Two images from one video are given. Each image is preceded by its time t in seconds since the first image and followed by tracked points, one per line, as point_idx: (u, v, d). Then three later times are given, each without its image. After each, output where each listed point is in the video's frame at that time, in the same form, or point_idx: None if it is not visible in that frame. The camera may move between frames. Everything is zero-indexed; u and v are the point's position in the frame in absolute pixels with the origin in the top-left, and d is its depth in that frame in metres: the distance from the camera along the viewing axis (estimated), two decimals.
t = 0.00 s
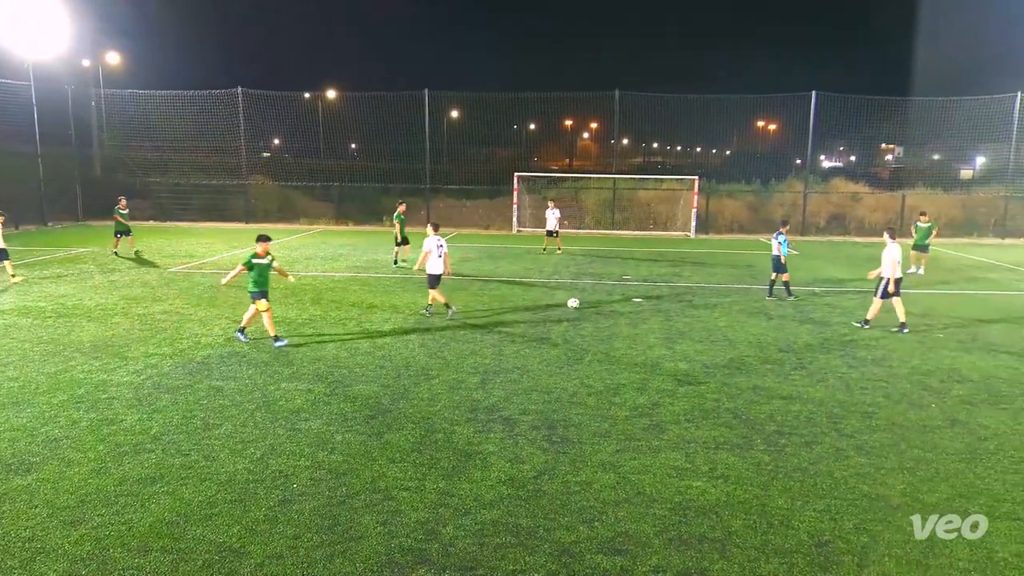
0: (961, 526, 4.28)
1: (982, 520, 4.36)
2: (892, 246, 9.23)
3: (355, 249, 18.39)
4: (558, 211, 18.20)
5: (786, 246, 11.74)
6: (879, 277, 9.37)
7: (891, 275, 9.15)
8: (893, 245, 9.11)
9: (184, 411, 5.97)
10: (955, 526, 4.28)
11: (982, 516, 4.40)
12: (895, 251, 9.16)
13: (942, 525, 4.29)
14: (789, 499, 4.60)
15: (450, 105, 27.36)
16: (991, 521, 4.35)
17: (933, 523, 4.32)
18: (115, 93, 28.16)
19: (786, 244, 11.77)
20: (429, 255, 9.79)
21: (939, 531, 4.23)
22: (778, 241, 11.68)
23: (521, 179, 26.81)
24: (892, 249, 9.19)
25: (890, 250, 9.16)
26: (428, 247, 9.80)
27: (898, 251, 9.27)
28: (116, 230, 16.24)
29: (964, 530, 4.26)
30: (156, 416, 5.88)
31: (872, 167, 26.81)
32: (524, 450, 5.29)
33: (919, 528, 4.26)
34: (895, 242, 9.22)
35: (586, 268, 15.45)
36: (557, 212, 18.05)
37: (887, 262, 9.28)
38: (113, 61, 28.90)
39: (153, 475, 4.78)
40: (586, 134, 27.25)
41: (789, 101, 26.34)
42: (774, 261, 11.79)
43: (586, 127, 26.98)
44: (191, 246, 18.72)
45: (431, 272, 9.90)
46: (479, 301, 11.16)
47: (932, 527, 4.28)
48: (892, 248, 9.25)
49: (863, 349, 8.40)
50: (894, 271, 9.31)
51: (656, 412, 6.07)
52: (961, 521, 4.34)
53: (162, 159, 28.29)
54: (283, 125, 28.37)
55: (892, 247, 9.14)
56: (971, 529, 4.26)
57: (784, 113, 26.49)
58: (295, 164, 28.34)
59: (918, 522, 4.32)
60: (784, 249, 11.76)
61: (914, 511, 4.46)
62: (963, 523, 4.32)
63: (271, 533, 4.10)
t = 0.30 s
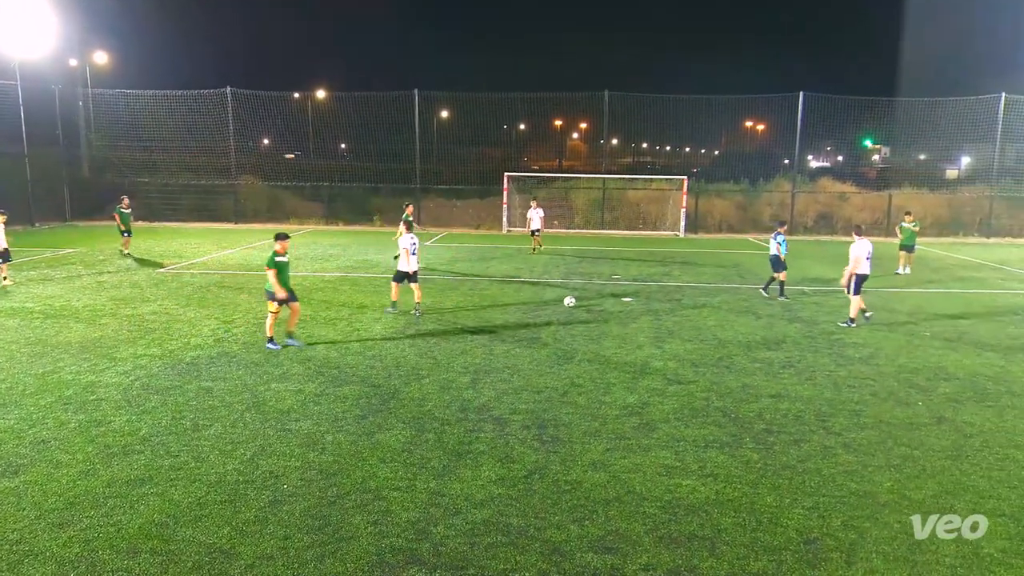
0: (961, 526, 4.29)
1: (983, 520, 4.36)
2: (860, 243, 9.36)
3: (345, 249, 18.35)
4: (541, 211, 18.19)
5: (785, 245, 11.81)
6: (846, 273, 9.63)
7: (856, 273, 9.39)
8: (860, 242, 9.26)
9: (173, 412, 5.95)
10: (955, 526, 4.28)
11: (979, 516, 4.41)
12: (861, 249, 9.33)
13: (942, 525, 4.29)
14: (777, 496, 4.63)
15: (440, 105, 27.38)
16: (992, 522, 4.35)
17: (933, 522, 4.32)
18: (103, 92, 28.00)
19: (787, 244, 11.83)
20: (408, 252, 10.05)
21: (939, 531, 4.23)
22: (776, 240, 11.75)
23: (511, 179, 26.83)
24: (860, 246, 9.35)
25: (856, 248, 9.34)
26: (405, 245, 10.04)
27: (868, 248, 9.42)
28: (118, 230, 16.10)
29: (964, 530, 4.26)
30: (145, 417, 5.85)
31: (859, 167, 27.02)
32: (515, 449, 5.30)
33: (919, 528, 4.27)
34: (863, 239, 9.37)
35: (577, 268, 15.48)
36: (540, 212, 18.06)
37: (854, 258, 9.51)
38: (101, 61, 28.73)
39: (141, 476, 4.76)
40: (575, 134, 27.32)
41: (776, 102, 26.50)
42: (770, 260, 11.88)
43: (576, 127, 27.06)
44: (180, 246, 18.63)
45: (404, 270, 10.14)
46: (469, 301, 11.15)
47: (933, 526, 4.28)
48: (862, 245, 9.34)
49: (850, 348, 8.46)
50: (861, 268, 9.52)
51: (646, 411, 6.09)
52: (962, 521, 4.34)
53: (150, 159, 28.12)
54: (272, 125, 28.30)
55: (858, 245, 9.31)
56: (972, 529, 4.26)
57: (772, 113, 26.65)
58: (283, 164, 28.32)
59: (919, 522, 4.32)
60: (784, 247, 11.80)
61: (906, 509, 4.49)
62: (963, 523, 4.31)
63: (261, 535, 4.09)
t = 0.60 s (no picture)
0: (961, 526, 4.29)
1: (982, 520, 4.37)
2: (833, 242, 9.63)
3: (337, 250, 18.31)
4: (531, 212, 18.21)
5: (778, 247, 11.85)
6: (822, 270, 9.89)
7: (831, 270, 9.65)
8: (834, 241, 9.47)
9: (165, 413, 5.92)
10: (954, 526, 4.28)
11: (977, 515, 4.41)
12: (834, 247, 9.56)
13: (941, 525, 4.29)
14: (771, 495, 4.65)
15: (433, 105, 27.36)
16: (989, 521, 4.35)
17: (932, 523, 4.32)
18: (93, 91, 27.86)
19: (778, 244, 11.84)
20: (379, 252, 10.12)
21: (938, 531, 4.24)
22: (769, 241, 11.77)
23: (505, 179, 26.83)
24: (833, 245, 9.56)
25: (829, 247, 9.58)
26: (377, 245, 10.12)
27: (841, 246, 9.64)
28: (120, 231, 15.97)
29: (963, 530, 4.26)
30: (137, 419, 5.83)
31: (850, 167, 27.40)
32: (509, 449, 5.30)
33: (918, 528, 4.27)
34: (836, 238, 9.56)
35: (569, 268, 15.50)
36: (530, 212, 18.04)
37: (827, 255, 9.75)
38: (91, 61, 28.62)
39: (133, 478, 4.74)
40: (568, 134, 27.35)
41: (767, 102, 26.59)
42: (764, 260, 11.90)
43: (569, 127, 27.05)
44: (171, 247, 18.55)
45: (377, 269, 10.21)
46: (461, 301, 11.15)
47: (931, 526, 4.28)
48: (835, 244, 9.61)
49: (842, 347, 8.49)
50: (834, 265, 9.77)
51: (639, 411, 6.10)
52: (960, 521, 4.34)
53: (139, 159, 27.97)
54: (264, 125, 28.34)
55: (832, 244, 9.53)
56: (971, 529, 4.26)
57: (764, 113, 26.76)
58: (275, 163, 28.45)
59: (917, 522, 4.32)
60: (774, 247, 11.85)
61: (900, 507, 4.51)
62: (962, 523, 4.32)
63: (255, 536, 4.07)
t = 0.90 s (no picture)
0: (961, 526, 4.29)
1: (981, 520, 4.37)
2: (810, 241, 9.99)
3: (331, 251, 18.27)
4: (521, 212, 18.21)
5: (761, 245, 11.90)
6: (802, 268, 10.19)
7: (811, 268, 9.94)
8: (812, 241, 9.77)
9: (157, 415, 5.88)
10: (954, 526, 4.28)
11: (977, 516, 4.41)
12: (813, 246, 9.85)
13: (941, 525, 4.29)
14: (766, 496, 4.64)
15: (427, 105, 27.36)
16: (989, 521, 4.35)
17: (932, 522, 4.33)
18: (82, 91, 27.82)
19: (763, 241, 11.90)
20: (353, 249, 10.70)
21: (938, 531, 4.24)
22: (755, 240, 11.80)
23: (499, 179, 26.80)
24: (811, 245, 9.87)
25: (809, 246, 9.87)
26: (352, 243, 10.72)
27: (820, 245, 9.97)
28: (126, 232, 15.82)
29: (963, 530, 4.26)
30: (128, 421, 5.78)
31: (846, 167, 27.23)
32: (503, 451, 5.28)
33: (917, 528, 4.27)
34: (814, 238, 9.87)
35: (563, 269, 15.50)
36: (520, 212, 18.03)
37: (808, 255, 10.05)
38: (82, 60, 28.57)
39: (124, 481, 4.70)
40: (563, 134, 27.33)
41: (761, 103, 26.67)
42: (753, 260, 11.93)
43: (563, 126, 27.07)
44: (163, 247, 18.48)
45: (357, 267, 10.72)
46: (456, 302, 11.12)
47: (931, 527, 4.28)
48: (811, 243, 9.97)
49: (838, 347, 8.49)
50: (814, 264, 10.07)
51: (635, 412, 6.09)
52: (960, 521, 4.34)
53: (129, 158, 27.84)
54: (256, 125, 28.26)
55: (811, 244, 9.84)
56: (971, 530, 4.26)
57: (758, 113, 26.82)
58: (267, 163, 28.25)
59: (917, 522, 4.32)
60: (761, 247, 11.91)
61: (897, 508, 4.50)
62: (962, 524, 4.32)
63: (247, 539, 4.04)
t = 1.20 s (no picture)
0: (961, 526, 4.28)
1: (982, 520, 4.36)
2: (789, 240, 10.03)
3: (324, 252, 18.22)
4: (511, 212, 18.19)
5: (745, 245, 11.94)
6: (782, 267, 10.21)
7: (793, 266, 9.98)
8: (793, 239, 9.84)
9: (148, 418, 5.82)
10: (955, 526, 4.27)
11: (978, 516, 4.40)
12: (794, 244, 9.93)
13: (942, 526, 4.28)
14: (762, 498, 4.62)
15: (421, 104, 27.28)
16: (990, 522, 4.34)
17: (933, 523, 4.32)
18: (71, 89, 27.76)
19: (747, 241, 11.94)
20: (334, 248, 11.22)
21: (939, 532, 4.23)
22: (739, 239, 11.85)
23: (494, 180, 26.76)
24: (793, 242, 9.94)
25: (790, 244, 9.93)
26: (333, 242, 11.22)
27: (799, 243, 10.07)
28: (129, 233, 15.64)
29: (963, 530, 4.25)
30: (118, 424, 5.72)
31: (842, 167, 27.25)
32: (498, 453, 5.24)
33: (918, 529, 4.26)
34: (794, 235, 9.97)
35: (558, 270, 15.49)
36: (511, 212, 18.02)
37: (789, 253, 10.09)
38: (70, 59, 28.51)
39: (114, 485, 4.64)
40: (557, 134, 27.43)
41: (756, 103, 26.71)
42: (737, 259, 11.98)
43: (558, 126, 27.08)
44: (154, 248, 18.39)
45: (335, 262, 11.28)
46: (450, 303, 11.09)
47: (931, 527, 4.27)
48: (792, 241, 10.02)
49: (834, 348, 8.48)
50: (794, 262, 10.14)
51: (630, 414, 6.06)
52: (961, 521, 4.33)
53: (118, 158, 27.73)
54: (248, 125, 28.21)
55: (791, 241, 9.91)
56: (971, 530, 4.25)
57: (753, 113, 26.87)
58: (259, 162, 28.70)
59: (917, 522, 4.31)
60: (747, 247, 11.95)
61: (895, 509, 4.48)
62: (962, 524, 4.30)
63: (239, 544, 3.99)
